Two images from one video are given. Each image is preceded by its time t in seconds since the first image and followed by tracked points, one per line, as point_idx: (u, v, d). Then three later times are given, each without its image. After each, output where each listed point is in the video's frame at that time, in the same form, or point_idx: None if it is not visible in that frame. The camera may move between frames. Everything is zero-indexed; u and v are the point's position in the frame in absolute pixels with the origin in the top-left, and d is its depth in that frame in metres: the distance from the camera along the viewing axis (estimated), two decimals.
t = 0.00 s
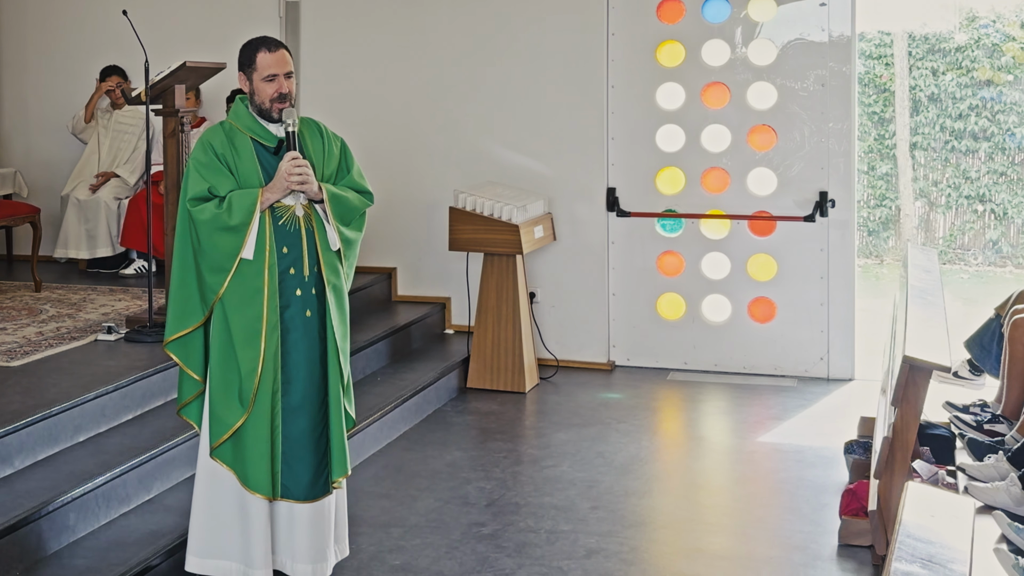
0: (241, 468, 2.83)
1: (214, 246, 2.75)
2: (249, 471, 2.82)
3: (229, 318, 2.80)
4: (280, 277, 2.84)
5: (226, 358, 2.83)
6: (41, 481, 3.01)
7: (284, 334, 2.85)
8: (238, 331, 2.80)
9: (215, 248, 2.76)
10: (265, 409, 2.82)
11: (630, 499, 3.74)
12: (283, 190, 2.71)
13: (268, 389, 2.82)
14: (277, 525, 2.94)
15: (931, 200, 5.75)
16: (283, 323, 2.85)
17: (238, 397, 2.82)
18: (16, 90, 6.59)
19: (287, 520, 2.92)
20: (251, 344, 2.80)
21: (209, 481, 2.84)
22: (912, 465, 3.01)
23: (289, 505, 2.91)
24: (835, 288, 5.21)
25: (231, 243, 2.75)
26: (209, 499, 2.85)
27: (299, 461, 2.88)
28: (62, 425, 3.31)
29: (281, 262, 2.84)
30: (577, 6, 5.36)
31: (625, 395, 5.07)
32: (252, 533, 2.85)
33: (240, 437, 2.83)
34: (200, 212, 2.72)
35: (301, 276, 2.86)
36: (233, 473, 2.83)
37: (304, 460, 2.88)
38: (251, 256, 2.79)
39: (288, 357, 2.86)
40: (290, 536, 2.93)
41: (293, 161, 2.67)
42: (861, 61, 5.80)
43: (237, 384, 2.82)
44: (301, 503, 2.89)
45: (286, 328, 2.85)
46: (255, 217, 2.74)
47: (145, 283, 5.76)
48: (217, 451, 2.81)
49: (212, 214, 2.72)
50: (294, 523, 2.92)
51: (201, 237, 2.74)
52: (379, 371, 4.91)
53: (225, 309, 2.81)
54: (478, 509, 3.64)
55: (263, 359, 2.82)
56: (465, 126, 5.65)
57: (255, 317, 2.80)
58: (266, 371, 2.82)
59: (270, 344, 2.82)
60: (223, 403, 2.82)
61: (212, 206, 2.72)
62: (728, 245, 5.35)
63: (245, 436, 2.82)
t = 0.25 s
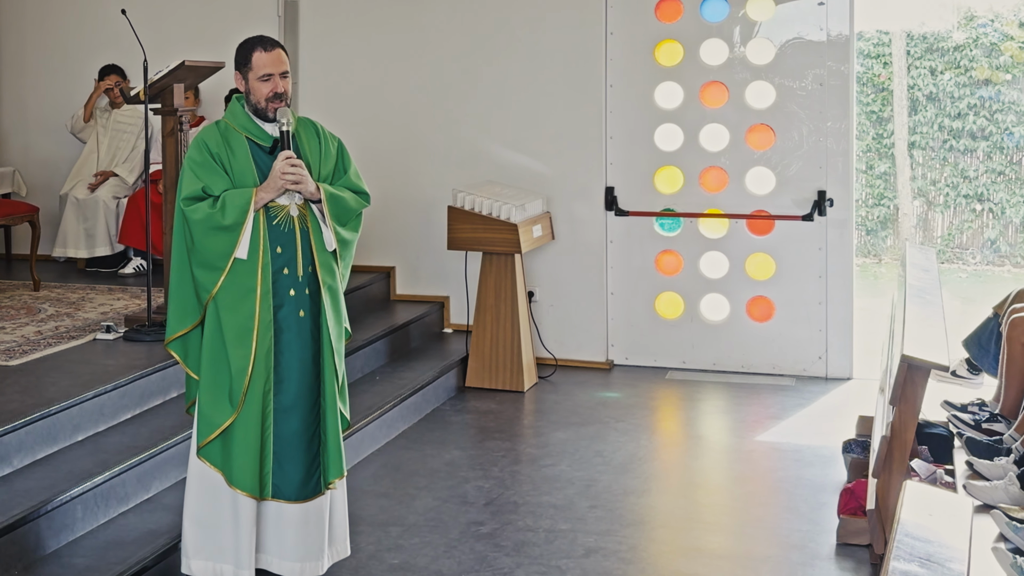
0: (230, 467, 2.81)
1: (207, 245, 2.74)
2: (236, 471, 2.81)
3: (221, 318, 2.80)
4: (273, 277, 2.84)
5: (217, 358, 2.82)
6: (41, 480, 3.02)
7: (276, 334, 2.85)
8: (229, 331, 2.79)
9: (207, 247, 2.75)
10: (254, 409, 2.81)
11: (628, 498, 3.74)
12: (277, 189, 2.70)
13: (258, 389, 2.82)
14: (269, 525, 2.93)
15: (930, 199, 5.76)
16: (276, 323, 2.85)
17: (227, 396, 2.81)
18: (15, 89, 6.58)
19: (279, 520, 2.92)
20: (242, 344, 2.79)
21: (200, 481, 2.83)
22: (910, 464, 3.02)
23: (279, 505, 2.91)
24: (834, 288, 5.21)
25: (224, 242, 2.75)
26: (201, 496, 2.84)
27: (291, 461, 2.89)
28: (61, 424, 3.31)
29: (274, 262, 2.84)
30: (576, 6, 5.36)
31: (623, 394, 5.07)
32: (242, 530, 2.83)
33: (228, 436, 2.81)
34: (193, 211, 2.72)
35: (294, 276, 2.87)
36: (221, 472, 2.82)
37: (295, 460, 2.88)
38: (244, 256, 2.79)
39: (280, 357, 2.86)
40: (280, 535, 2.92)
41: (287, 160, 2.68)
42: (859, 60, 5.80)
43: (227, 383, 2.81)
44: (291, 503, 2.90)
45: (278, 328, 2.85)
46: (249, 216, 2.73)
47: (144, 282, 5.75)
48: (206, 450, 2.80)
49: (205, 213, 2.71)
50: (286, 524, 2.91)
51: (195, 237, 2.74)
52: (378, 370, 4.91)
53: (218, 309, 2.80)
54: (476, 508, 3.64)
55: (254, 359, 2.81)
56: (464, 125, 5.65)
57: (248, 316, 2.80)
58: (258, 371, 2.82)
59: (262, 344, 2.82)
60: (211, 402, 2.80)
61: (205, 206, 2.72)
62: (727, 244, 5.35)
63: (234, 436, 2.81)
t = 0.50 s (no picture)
0: (227, 471, 2.82)
1: (199, 247, 2.73)
2: (234, 475, 2.81)
3: (214, 320, 2.79)
4: (266, 278, 2.83)
5: (211, 361, 2.82)
6: (40, 480, 3.01)
7: (270, 336, 2.84)
8: (223, 334, 2.78)
9: (199, 249, 2.74)
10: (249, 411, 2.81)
11: (627, 497, 3.74)
12: (265, 189, 2.68)
13: (253, 391, 2.81)
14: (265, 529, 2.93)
15: (929, 199, 5.77)
16: (269, 325, 2.84)
17: (222, 399, 2.81)
18: (14, 88, 6.58)
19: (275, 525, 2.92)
20: (235, 346, 2.79)
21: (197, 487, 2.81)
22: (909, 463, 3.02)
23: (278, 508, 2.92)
24: (833, 287, 5.21)
25: (216, 244, 2.74)
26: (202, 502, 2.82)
27: (286, 463, 2.89)
28: (60, 423, 3.31)
29: (267, 263, 2.83)
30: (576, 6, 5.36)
31: (623, 394, 5.07)
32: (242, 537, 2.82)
33: (225, 439, 2.82)
34: (183, 213, 2.71)
35: (288, 277, 2.86)
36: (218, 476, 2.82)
37: (291, 462, 2.89)
38: (236, 257, 2.78)
39: (274, 359, 2.86)
40: (279, 540, 2.92)
41: (278, 160, 2.63)
42: (858, 60, 5.84)
43: (222, 386, 2.81)
44: (288, 506, 2.90)
45: (272, 329, 2.85)
46: (240, 217, 2.72)
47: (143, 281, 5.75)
48: (200, 453, 2.81)
49: (196, 215, 2.70)
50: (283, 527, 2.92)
51: (186, 238, 2.73)
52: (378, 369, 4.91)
53: (211, 311, 2.80)
54: (475, 508, 3.64)
55: (249, 362, 2.80)
56: (463, 125, 5.65)
57: (241, 318, 2.79)
58: (253, 374, 2.81)
59: (255, 346, 2.81)
60: (206, 406, 2.80)
61: (196, 208, 2.71)
62: (726, 244, 5.35)
63: (231, 439, 2.81)
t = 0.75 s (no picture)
0: (224, 476, 2.82)
1: (187, 251, 2.72)
2: (232, 479, 2.82)
3: (204, 324, 2.78)
4: (256, 281, 2.83)
5: (202, 365, 2.81)
6: (42, 480, 3.02)
7: (260, 339, 2.84)
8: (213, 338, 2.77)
9: (187, 253, 2.72)
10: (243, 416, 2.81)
11: (628, 498, 3.74)
12: (252, 191, 2.66)
13: (246, 396, 2.81)
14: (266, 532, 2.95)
15: (930, 200, 5.76)
16: (260, 328, 2.84)
17: (215, 405, 2.80)
18: (15, 89, 6.58)
19: (275, 528, 2.94)
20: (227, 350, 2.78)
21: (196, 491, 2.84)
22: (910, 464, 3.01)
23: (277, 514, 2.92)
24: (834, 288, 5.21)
25: (204, 247, 2.72)
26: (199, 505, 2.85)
27: (281, 467, 2.88)
28: (61, 424, 3.32)
29: (257, 266, 2.83)
30: (577, 6, 5.37)
31: (624, 395, 5.07)
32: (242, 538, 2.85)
33: (220, 445, 2.82)
34: (170, 216, 2.69)
35: (278, 280, 2.86)
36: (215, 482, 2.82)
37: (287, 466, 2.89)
38: (224, 260, 2.77)
39: (265, 363, 2.86)
40: (280, 543, 2.94)
41: (266, 161, 2.61)
42: (860, 61, 5.83)
43: (214, 391, 2.80)
44: (286, 511, 2.90)
45: (263, 333, 2.84)
46: (228, 220, 2.70)
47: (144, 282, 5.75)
48: (197, 460, 2.80)
49: (183, 218, 2.69)
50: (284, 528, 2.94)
51: (173, 242, 2.71)
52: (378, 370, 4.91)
53: (201, 315, 2.79)
54: (476, 508, 3.64)
55: (241, 365, 2.80)
56: (464, 126, 5.65)
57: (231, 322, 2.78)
58: (245, 378, 2.81)
59: (246, 350, 2.80)
60: (199, 411, 2.80)
61: (182, 211, 2.70)
62: (727, 245, 5.35)
63: (226, 444, 2.81)
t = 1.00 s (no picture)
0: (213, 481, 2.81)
1: (176, 254, 2.72)
2: (222, 485, 2.80)
3: (194, 328, 2.78)
4: (246, 284, 2.83)
5: (191, 370, 2.81)
6: (42, 481, 3.02)
7: (250, 343, 2.84)
8: (202, 342, 2.77)
9: (175, 256, 2.72)
10: (234, 420, 2.80)
11: (629, 499, 3.74)
12: (242, 194, 2.66)
13: (235, 400, 2.81)
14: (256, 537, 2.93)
15: (930, 200, 5.76)
16: (249, 332, 2.84)
17: (205, 409, 2.80)
18: (15, 89, 6.59)
19: (264, 534, 2.91)
20: (216, 354, 2.78)
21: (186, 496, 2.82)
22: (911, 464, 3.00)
23: (267, 519, 2.91)
24: (835, 289, 5.21)
25: (193, 250, 2.72)
26: (190, 510, 2.84)
27: (272, 472, 2.88)
28: (61, 424, 3.32)
29: (246, 269, 2.83)
30: (577, 7, 5.36)
31: (624, 395, 5.07)
32: (233, 544, 2.83)
33: (210, 451, 2.81)
34: (159, 220, 2.69)
35: (268, 283, 2.86)
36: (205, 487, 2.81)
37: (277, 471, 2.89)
38: (213, 264, 2.77)
39: (255, 367, 2.86)
40: (269, 547, 2.92)
41: (255, 163, 2.62)
42: (860, 61, 5.83)
43: (203, 396, 2.80)
44: (276, 516, 2.90)
45: (252, 336, 2.84)
46: (217, 222, 2.71)
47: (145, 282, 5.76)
48: (188, 465, 2.79)
49: (173, 222, 2.69)
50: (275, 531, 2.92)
51: (162, 245, 2.71)
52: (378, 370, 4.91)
53: (189, 319, 2.78)
54: (476, 509, 3.64)
55: (230, 370, 2.79)
56: (464, 126, 5.65)
57: (221, 325, 2.78)
58: (235, 382, 2.81)
59: (235, 354, 2.80)
60: (190, 416, 2.80)
61: (171, 214, 2.69)
62: (727, 245, 5.35)
63: (216, 450, 2.80)
